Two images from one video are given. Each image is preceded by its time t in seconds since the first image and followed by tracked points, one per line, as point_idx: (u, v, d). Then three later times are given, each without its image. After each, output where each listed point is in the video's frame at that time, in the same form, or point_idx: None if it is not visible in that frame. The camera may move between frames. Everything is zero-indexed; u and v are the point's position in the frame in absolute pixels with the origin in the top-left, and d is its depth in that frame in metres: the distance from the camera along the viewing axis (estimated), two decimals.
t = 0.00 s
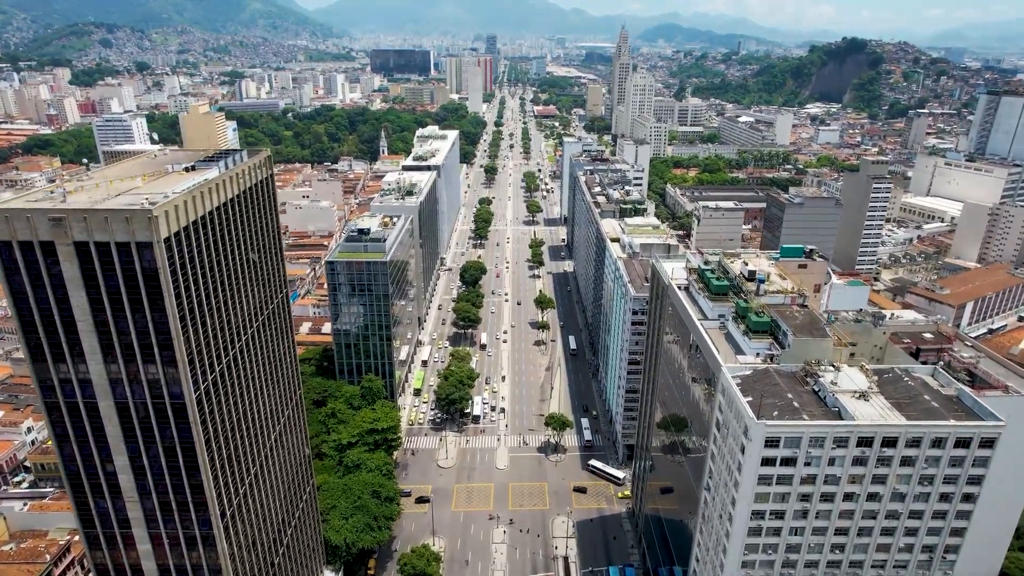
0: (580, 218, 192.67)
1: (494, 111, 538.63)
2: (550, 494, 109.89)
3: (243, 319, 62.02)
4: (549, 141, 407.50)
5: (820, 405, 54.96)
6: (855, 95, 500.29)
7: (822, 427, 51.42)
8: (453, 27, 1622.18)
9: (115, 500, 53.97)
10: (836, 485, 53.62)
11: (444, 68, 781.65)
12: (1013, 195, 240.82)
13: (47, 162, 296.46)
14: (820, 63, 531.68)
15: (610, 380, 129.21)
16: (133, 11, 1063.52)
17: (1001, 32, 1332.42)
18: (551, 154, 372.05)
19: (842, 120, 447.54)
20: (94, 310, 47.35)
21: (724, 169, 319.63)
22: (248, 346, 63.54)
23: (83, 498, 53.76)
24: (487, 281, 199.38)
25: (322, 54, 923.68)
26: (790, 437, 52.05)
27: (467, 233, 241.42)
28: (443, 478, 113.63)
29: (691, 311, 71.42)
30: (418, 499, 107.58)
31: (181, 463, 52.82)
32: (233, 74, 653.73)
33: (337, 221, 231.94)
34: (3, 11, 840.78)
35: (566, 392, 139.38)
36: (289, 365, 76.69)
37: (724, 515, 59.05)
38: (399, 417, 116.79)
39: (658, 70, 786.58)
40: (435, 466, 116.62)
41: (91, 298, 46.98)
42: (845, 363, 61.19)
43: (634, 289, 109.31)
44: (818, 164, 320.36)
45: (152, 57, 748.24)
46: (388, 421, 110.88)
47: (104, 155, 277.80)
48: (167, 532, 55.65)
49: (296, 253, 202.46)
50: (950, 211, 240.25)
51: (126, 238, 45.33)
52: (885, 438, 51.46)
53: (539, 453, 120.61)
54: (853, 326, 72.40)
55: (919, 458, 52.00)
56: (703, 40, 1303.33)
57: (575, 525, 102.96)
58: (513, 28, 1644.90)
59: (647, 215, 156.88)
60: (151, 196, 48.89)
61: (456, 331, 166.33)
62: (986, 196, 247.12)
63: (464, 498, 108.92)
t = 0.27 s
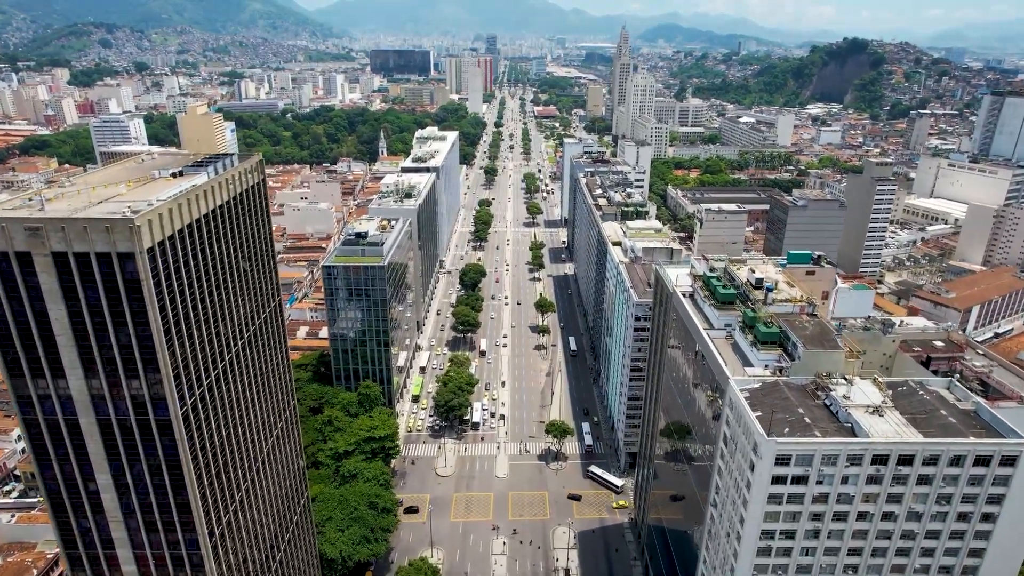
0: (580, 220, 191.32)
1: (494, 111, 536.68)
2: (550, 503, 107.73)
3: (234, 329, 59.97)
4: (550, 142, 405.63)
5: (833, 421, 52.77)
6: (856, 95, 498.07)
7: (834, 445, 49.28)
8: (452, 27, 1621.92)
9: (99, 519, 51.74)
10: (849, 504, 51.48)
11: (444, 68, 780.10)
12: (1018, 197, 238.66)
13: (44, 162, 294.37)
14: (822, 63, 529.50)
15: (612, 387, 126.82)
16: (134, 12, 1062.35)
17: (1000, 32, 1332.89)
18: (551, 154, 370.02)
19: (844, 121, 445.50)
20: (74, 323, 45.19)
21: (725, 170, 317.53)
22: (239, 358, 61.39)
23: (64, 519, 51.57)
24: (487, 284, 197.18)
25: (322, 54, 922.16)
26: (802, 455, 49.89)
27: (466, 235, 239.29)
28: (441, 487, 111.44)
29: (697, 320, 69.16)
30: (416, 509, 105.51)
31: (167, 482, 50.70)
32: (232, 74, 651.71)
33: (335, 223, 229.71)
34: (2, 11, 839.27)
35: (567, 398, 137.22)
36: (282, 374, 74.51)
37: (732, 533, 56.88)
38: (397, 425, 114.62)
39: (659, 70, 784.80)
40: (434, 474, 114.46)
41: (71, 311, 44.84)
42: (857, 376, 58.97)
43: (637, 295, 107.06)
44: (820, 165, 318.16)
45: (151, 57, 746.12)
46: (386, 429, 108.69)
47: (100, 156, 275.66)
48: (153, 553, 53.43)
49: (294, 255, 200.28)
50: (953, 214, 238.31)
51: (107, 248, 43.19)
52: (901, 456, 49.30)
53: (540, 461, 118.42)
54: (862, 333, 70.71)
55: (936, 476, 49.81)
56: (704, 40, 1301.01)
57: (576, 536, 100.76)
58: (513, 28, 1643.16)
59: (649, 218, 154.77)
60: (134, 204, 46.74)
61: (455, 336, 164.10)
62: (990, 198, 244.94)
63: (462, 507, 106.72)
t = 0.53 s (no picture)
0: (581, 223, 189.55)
1: (494, 112, 534.73)
2: (551, 513, 105.51)
3: (223, 340, 57.81)
4: (550, 142, 403.91)
5: (846, 438, 50.61)
6: (856, 96, 496.48)
7: (849, 464, 47.12)
8: (452, 27, 1622.73)
9: (80, 542, 49.52)
10: (864, 525, 49.29)
11: (444, 68, 778.44)
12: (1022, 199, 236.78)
13: (40, 163, 292.36)
14: (822, 64, 527.89)
15: (614, 393, 124.44)
16: (134, 12, 1060.41)
17: (1001, 31, 1331.52)
18: (551, 155, 368.07)
19: (845, 121, 443.81)
20: (51, 338, 42.99)
21: (727, 171, 315.57)
22: (229, 370, 59.23)
23: (44, 541, 49.40)
24: (486, 287, 195.19)
25: (322, 54, 921.03)
26: (814, 474, 47.70)
27: (466, 237, 237.39)
28: (440, 496, 109.24)
29: (703, 330, 66.94)
30: (414, 520, 103.40)
31: (152, 502, 48.50)
32: (232, 74, 649.27)
33: (334, 225, 227.81)
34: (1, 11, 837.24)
35: (568, 404, 135.07)
36: (275, 384, 72.43)
37: (740, 554, 54.66)
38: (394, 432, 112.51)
39: (659, 70, 783.48)
40: (433, 483, 112.30)
41: (49, 326, 42.65)
42: (870, 390, 56.79)
43: (639, 301, 104.82)
44: (822, 166, 316.34)
45: (150, 57, 743.34)
46: (383, 437, 106.60)
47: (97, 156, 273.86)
48: None
49: (292, 258, 198.08)
50: (957, 215, 235.86)
51: (86, 260, 41.01)
52: (920, 476, 47.06)
53: (540, 469, 116.23)
54: (872, 342, 68.76)
55: (955, 496, 47.64)
56: (704, 40, 1299.34)
57: (578, 548, 98.43)
58: (513, 28, 1641.76)
59: (651, 221, 152.76)
60: (115, 212, 44.55)
61: (454, 340, 161.95)
62: (994, 199, 242.87)
63: (461, 517, 104.66)
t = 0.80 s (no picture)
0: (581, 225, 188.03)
1: (494, 113, 532.27)
2: (552, 523, 103.26)
3: (212, 353, 55.68)
4: (550, 143, 401.74)
5: (860, 457, 48.41)
6: (858, 96, 494.01)
7: (864, 484, 44.97)
8: (452, 28, 1621.27)
9: (58, 565, 47.25)
10: (881, 548, 47.07)
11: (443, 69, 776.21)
12: None
13: (37, 164, 290.13)
14: (824, 64, 525.38)
15: (615, 400, 122.17)
16: (134, 12, 1057.91)
17: (1000, 32, 1334.20)
18: (551, 156, 365.49)
19: (847, 122, 441.58)
20: (25, 354, 40.79)
21: (729, 172, 313.22)
22: (219, 382, 57.14)
23: (21, 564, 47.18)
24: (486, 290, 193.11)
25: (322, 54, 918.65)
26: (828, 495, 45.52)
27: (466, 239, 235.27)
28: (439, 506, 107.06)
29: (709, 340, 64.71)
30: (412, 530, 101.26)
31: (134, 524, 46.36)
32: (230, 74, 646.75)
33: (332, 227, 225.66)
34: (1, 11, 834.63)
35: (568, 411, 132.89)
36: (268, 395, 70.24)
37: None
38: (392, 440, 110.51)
39: (660, 70, 781.40)
40: (431, 492, 110.20)
41: (23, 342, 40.47)
42: (884, 405, 54.67)
43: (642, 307, 102.52)
44: (824, 167, 314.14)
45: (150, 57, 741.09)
46: (381, 446, 104.59)
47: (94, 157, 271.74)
48: None
49: (290, 260, 195.90)
50: (961, 217, 233.65)
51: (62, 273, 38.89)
52: (941, 497, 44.87)
53: (540, 478, 114.03)
54: (882, 350, 66.97)
55: (977, 519, 45.50)
56: (704, 40, 1296.18)
57: (579, 559, 96.30)
58: (513, 28, 1639.04)
59: (653, 224, 150.75)
60: (94, 221, 42.41)
61: (453, 345, 159.71)
62: (999, 200, 240.36)
63: (459, 527, 102.53)
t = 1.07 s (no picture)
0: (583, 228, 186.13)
1: (494, 113, 530.18)
2: (552, 533, 101.17)
3: (201, 366, 53.61)
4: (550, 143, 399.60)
5: (878, 476, 46.18)
6: (859, 97, 491.70)
7: (883, 507, 42.75)
8: (452, 27, 1619.55)
9: None
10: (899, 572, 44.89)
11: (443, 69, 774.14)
12: None
13: (34, 165, 288.15)
14: (825, 64, 523.65)
15: (617, 407, 120.00)
16: (134, 12, 1056.22)
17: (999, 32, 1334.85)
18: (551, 156, 363.19)
19: (849, 123, 439.55)
20: None
21: (730, 173, 311.08)
22: (208, 396, 55.08)
23: None
24: (486, 293, 190.93)
25: (322, 54, 916.27)
26: (845, 518, 43.33)
27: (465, 241, 233.12)
28: (437, 516, 104.88)
29: (716, 350, 62.51)
30: (409, 542, 99.03)
31: (115, 548, 44.15)
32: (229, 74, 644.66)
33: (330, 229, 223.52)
34: None
35: (569, 417, 130.75)
36: (260, 405, 68.14)
37: None
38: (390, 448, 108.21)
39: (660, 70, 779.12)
40: (429, 502, 108.04)
41: None
42: (899, 420, 52.44)
43: (644, 312, 100.28)
44: (826, 168, 311.78)
45: (149, 57, 738.95)
46: (378, 455, 102.20)
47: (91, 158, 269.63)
48: None
49: (288, 263, 193.68)
50: (966, 218, 231.62)
51: (34, 287, 36.73)
52: (964, 520, 42.68)
53: (540, 486, 111.79)
54: (893, 360, 64.90)
55: (1001, 543, 43.29)
56: (705, 41, 1293.87)
57: (580, 571, 94.21)
58: (513, 28, 1636.54)
59: (655, 227, 148.60)
60: (71, 231, 40.26)
61: (453, 349, 157.72)
62: (1003, 202, 238.26)
63: (458, 537, 100.34)
